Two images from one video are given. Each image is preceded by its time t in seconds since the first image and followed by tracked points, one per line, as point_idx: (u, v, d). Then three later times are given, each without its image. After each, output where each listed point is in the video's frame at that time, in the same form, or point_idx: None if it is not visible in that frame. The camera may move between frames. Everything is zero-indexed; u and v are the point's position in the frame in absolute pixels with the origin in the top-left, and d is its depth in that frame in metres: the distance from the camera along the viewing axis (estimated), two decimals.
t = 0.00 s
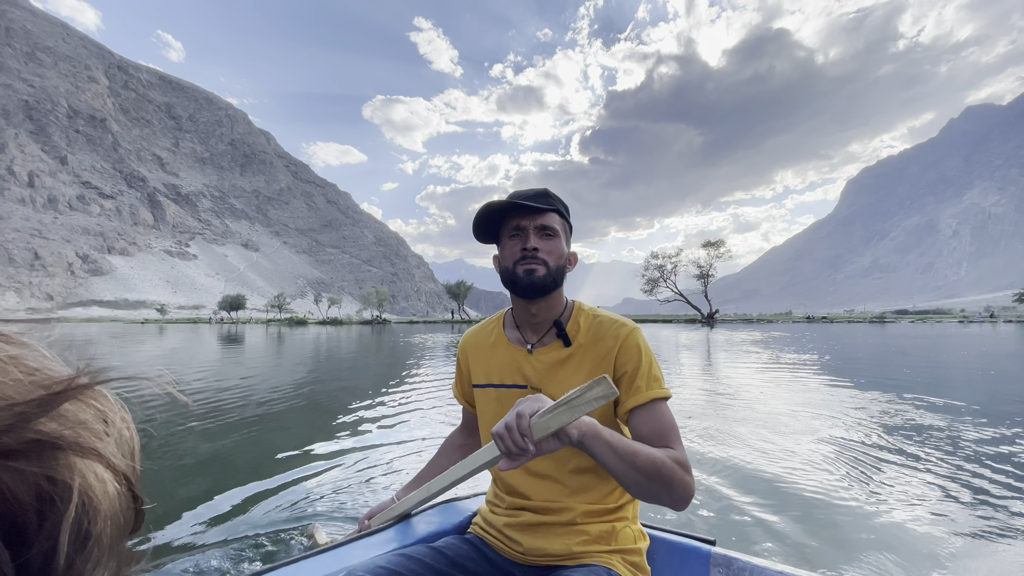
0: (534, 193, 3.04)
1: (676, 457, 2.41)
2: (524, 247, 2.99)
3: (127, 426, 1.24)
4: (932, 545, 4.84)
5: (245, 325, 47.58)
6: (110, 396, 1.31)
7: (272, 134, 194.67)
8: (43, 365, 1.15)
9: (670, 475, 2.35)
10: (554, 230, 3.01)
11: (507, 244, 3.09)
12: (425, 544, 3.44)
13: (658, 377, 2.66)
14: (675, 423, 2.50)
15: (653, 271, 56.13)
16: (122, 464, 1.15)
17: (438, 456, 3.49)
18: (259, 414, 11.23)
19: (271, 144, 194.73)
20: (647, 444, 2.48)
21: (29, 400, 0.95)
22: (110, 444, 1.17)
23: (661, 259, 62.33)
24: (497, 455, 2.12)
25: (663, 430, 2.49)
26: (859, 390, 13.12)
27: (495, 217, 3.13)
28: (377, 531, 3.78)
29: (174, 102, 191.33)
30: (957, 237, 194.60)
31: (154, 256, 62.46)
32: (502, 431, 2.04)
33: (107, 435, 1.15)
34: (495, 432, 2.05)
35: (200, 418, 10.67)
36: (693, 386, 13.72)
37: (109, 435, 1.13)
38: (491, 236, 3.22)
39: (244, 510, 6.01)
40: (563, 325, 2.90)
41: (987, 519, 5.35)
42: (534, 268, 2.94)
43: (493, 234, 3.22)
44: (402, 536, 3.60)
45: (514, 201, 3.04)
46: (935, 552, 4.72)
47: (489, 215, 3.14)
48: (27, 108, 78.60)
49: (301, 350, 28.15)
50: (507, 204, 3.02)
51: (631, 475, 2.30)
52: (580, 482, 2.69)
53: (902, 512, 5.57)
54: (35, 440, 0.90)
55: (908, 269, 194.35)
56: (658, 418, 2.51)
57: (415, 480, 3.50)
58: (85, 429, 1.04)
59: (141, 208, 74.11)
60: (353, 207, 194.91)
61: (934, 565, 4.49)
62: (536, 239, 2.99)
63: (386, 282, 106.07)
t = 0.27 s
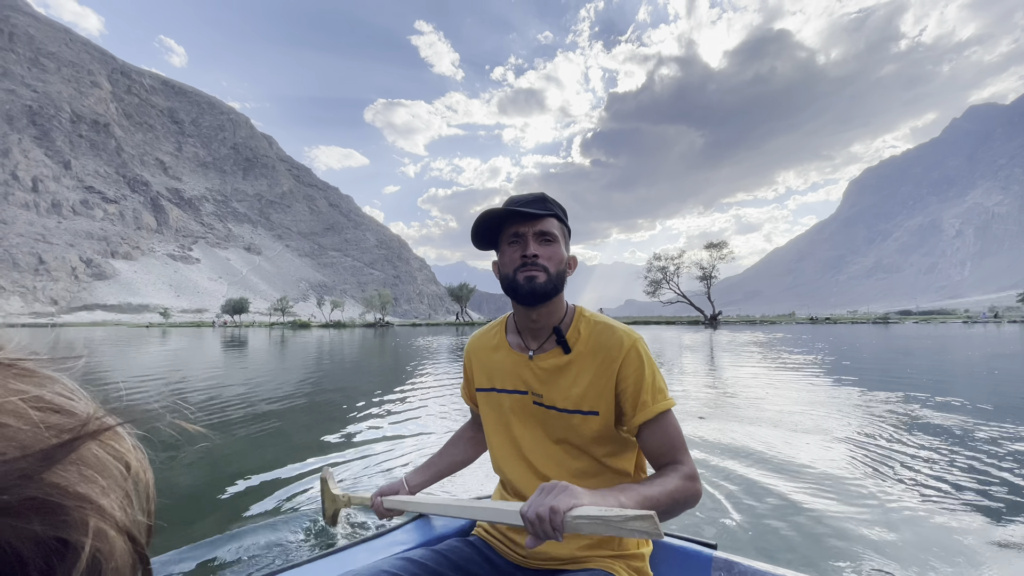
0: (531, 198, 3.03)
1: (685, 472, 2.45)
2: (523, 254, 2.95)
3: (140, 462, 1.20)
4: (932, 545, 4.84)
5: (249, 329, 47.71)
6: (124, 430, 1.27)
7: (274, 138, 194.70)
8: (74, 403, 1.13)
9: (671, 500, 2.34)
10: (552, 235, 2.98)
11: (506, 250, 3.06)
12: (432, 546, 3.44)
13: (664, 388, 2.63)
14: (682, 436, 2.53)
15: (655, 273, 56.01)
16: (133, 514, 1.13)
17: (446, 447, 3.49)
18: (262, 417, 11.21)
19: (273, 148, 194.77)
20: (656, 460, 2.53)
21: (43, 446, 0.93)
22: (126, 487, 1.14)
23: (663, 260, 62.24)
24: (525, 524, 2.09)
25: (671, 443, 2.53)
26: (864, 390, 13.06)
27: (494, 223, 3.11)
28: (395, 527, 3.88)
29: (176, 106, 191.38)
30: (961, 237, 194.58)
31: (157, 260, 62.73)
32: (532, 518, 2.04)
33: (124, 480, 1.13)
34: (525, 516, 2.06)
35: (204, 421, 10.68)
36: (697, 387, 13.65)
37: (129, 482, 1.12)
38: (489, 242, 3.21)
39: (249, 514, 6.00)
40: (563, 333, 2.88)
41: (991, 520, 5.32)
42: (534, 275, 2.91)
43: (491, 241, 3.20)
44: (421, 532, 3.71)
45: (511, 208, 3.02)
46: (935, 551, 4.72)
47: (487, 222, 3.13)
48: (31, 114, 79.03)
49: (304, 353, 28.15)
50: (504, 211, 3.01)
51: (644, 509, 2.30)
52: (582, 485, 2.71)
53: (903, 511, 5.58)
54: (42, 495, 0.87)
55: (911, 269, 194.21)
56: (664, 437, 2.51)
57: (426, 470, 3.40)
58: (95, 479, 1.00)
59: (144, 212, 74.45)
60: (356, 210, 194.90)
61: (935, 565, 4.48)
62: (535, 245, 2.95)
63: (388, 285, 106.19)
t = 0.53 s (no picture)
0: (536, 201, 3.02)
1: (698, 452, 2.69)
2: (527, 259, 2.95)
3: (162, 479, 1.34)
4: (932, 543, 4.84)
5: (254, 333, 47.84)
6: (146, 451, 1.39)
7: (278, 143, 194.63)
8: (100, 421, 1.21)
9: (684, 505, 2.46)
10: (557, 239, 2.98)
11: (509, 255, 3.04)
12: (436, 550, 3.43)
13: (675, 393, 2.76)
14: (694, 431, 2.73)
15: (659, 275, 55.83)
16: (153, 530, 1.23)
17: (428, 449, 3.44)
18: (266, 420, 11.24)
19: (277, 153, 194.73)
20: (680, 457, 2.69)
21: (67, 463, 0.99)
22: (145, 505, 1.24)
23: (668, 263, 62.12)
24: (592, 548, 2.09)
25: (686, 434, 2.73)
26: (868, 392, 12.99)
27: (497, 228, 3.09)
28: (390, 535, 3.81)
29: (181, 112, 191.65)
30: (967, 238, 194.62)
31: (162, 265, 63.03)
32: (603, 546, 2.01)
33: (148, 496, 1.25)
34: (596, 538, 2.03)
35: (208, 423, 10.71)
36: (701, 390, 13.57)
37: (149, 497, 1.22)
38: (491, 246, 3.18)
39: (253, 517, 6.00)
40: (572, 338, 2.88)
41: (1000, 519, 5.32)
42: (540, 280, 2.91)
43: (493, 245, 3.17)
44: (415, 540, 3.65)
45: (516, 212, 3.00)
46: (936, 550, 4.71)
47: (491, 226, 3.10)
48: (38, 121, 79.65)
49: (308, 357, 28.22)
50: (509, 215, 2.99)
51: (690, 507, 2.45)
52: (593, 488, 2.70)
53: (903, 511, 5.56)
54: (65, 513, 0.94)
55: (916, 270, 194.24)
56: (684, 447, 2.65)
57: (406, 470, 3.36)
58: (113, 499, 1.07)
59: (149, 217, 74.89)
60: (359, 215, 194.88)
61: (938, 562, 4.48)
62: (540, 249, 2.95)
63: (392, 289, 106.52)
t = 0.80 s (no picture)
0: (536, 206, 3.00)
1: (686, 448, 2.83)
2: (528, 265, 2.93)
3: (182, 485, 1.36)
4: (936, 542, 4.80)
5: (260, 338, 48.12)
6: (164, 456, 1.41)
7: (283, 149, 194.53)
8: (119, 428, 1.24)
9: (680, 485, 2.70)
10: (556, 245, 2.96)
11: (508, 261, 3.02)
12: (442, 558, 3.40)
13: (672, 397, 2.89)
14: (685, 435, 2.87)
15: (665, 278, 55.61)
16: (174, 534, 1.27)
17: (384, 475, 3.08)
18: (272, 424, 11.34)
19: (283, 158, 194.69)
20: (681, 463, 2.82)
21: (89, 471, 1.04)
22: (167, 507, 1.27)
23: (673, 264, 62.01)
24: (646, 549, 2.07)
25: (676, 440, 2.87)
26: (876, 393, 12.85)
27: (498, 233, 3.06)
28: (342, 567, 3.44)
29: (188, 119, 191.80)
30: (976, 237, 194.73)
31: (169, 271, 63.53)
32: (658, 537, 2.02)
33: (167, 499, 1.28)
34: (655, 533, 2.02)
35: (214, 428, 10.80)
36: (707, 392, 13.44)
37: (169, 501, 1.25)
38: (490, 252, 3.13)
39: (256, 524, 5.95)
40: (578, 344, 2.88)
41: (1008, 517, 5.28)
42: (539, 287, 2.89)
43: (493, 250, 3.13)
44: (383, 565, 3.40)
45: (517, 217, 2.97)
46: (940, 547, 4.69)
47: (492, 231, 3.07)
48: (47, 130, 80.54)
49: (314, 361, 28.41)
50: (510, 220, 2.96)
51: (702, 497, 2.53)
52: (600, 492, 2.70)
53: (908, 512, 5.51)
54: (91, 518, 1.02)
55: (923, 271, 194.10)
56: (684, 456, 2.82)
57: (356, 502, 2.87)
58: (134, 505, 1.13)
59: (157, 224, 75.57)
60: (364, 219, 194.85)
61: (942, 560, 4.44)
62: (540, 256, 2.93)
63: (397, 293, 106.97)
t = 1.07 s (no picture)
0: (531, 209, 3.03)
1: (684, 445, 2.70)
2: (521, 267, 2.96)
3: (195, 493, 1.38)
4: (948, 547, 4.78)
5: (268, 342, 48.38)
6: (177, 462, 1.43)
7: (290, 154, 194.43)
8: (133, 435, 1.26)
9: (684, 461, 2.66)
10: (552, 248, 2.98)
11: (504, 264, 3.05)
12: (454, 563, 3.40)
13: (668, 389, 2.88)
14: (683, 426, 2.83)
15: (672, 280, 55.39)
16: (188, 542, 1.28)
17: (333, 509, 2.61)
18: (278, 429, 11.33)
19: (289, 164, 194.60)
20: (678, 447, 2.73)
21: (106, 480, 1.07)
22: (181, 514, 1.29)
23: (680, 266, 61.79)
24: (599, 461, 2.01)
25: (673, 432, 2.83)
26: (885, 394, 12.75)
27: (491, 237, 3.10)
28: None
29: (196, 127, 191.87)
30: (986, 236, 194.63)
31: (178, 276, 64.10)
32: (609, 442, 2.00)
33: (180, 507, 1.30)
34: (602, 440, 2.01)
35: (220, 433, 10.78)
36: (715, 395, 13.38)
37: (181, 510, 1.27)
38: (486, 255, 3.17)
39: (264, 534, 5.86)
40: (576, 343, 2.89)
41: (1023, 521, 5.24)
42: (533, 290, 2.90)
43: (488, 253, 3.15)
44: None
45: (512, 220, 2.99)
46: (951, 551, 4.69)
47: (486, 235, 3.10)
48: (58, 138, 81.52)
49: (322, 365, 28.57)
50: (504, 223, 3.00)
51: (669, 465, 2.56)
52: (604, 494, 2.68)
53: (919, 514, 5.49)
54: (106, 523, 1.04)
55: (932, 271, 193.90)
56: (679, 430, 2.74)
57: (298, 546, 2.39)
58: (148, 513, 1.15)
59: (166, 230, 76.27)
60: (370, 224, 194.72)
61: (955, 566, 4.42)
62: (534, 259, 2.95)
63: (403, 297, 107.45)
